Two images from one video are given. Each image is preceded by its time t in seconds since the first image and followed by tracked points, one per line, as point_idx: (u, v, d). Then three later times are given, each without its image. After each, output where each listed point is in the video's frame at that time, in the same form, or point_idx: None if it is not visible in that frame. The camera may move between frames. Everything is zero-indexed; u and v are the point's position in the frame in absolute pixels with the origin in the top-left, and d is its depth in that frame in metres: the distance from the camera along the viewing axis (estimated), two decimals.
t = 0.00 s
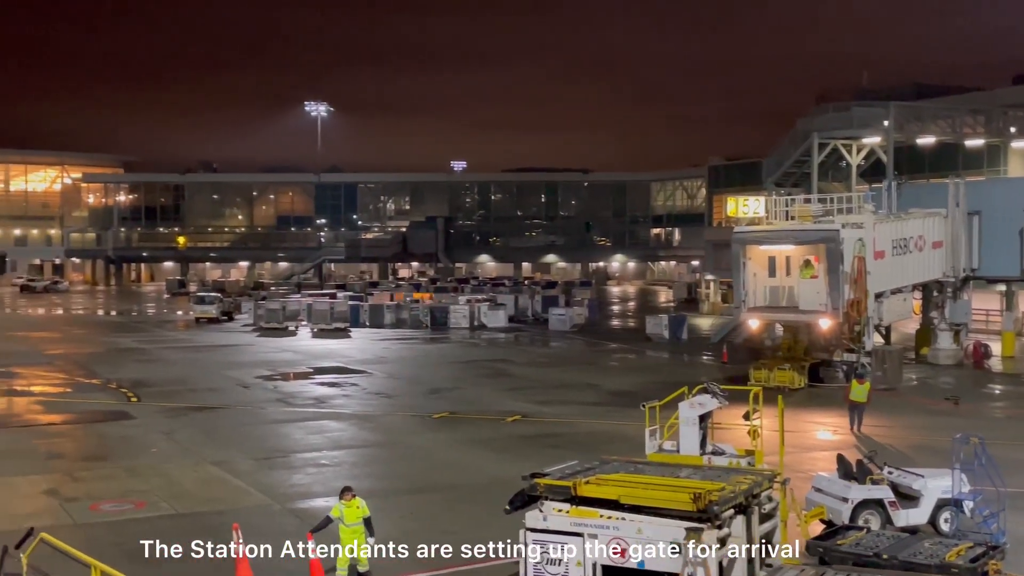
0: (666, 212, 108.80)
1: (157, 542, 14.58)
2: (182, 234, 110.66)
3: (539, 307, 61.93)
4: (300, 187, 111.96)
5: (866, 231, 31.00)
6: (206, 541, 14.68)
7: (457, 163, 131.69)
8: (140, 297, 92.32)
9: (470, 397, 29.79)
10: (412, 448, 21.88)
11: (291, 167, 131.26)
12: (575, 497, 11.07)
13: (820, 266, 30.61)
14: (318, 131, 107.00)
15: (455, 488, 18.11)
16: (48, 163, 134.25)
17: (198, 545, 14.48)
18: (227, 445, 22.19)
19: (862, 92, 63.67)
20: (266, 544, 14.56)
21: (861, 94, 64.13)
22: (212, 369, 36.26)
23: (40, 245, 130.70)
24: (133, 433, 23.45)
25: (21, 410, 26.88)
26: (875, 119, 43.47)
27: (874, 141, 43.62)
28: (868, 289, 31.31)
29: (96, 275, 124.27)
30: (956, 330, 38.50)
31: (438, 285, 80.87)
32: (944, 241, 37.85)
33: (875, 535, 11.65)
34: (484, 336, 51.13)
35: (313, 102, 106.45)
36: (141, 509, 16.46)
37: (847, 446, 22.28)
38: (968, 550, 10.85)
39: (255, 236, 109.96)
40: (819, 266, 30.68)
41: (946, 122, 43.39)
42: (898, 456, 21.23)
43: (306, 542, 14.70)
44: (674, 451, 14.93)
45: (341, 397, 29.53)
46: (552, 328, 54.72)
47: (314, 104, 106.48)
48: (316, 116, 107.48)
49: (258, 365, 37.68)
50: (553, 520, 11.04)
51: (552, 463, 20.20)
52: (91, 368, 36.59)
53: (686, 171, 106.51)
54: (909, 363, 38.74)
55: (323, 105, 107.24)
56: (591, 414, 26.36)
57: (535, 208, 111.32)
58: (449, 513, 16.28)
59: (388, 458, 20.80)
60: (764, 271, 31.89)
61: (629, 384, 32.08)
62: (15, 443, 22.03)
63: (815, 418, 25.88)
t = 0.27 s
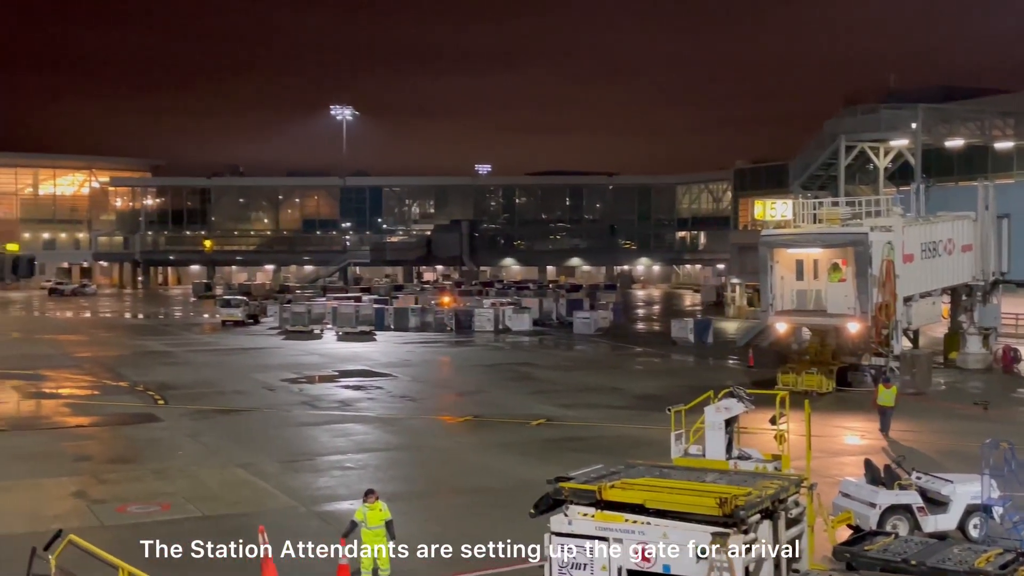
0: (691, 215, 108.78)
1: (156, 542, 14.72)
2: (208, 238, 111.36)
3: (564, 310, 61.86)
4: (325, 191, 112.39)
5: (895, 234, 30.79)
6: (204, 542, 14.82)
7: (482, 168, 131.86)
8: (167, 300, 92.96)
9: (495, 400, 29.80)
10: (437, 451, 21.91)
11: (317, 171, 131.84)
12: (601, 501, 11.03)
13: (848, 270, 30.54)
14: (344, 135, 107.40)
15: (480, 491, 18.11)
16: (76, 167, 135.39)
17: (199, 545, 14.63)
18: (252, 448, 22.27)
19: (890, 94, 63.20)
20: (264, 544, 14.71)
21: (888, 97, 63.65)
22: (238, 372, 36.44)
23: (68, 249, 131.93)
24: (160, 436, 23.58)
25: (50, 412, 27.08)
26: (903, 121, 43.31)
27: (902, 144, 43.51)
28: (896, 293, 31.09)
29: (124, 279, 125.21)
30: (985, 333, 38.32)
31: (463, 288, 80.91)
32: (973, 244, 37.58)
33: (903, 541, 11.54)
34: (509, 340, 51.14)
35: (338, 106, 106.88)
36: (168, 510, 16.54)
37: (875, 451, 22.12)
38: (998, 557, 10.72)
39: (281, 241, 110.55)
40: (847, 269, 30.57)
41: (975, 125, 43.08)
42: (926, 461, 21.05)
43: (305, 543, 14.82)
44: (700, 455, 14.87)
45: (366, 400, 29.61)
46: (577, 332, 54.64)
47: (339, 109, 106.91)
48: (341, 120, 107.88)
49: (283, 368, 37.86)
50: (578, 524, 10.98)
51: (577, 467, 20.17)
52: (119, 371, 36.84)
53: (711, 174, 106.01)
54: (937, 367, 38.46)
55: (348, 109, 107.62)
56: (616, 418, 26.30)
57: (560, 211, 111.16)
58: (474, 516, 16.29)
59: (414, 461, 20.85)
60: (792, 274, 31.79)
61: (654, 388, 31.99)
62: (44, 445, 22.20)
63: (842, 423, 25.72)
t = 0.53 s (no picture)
0: (716, 218, 108.66)
1: (155, 542, 14.88)
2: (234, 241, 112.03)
3: (588, 314, 61.77)
4: (351, 195, 112.80)
5: (923, 237, 30.61)
6: (203, 542, 14.93)
7: (507, 171, 132.05)
8: (193, 303, 93.56)
9: (519, 404, 29.80)
10: (461, 455, 21.94)
11: (342, 175, 132.25)
12: (625, 505, 11.02)
13: (876, 273, 30.43)
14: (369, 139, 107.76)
15: (504, 494, 18.12)
16: (105, 171, 136.49)
17: (198, 545, 14.75)
18: (278, 450, 22.36)
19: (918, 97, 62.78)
20: (265, 544, 14.88)
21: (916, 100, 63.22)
22: (264, 375, 36.59)
23: (96, 252, 132.95)
24: (188, 438, 23.72)
25: (78, 414, 27.29)
26: (931, 124, 43.07)
27: (930, 147, 43.25)
28: (925, 297, 30.89)
29: (151, 282, 126.14)
30: (1014, 338, 37.91)
31: (488, 292, 80.96)
32: (1001, 248, 37.32)
33: (931, 547, 11.46)
34: (533, 343, 51.12)
35: (364, 109, 107.24)
36: (195, 512, 16.64)
37: (902, 456, 21.98)
38: None
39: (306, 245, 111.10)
40: (875, 273, 30.51)
41: (1004, 127, 42.75)
42: (954, 467, 20.89)
43: (306, 542, 14.96)
44: (725, 460, 14.78)
45: (391, 403, 29.66)
46: (602, 336, 54.53)
47: (364, 112, 107.29)
48: (366, 123, 108.24)
49: (309, 371, 38.02)
50: (603, 528, 10.92)
51: (602, 471, 20.14)
52: (146, 373, 37.09)
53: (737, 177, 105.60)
54: (966, 371, 38.15)
55: (373, 113, 107.95)
56: (641, 422, 26.24)
57: (585, 214, 110.92)
58: (498, 520, 16.31)
59: (438, 464, 20.88)
60: (819, 277, 31.65)
61: (680, 392, 31.88)
62: (73, 448, 22.39)
63: (870, 428, 25.55)
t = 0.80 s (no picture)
0: (742, 222, 108.27)
1: (156, 542, 15.03)
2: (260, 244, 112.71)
3: (612, 318, 61.69)
4: (376, 198, 113.27)
5: (953, 241, 30.33)
6: (204, 542, 15.08)
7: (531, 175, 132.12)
8: (219, 306, 94.13)
9: (544, 407, 29.77)
10: (485, 458, 21.94)
11: (367, 178, 132.63)
12: (650, 510, 10.93)
13: (905, 277, 30.34)
14: (394, 142, 108.13)
15: (528, 498, 18.09)
16: (132, 175, 137.37)
17: (197, 546, 14.89)
18: (303, 453, 22.42)
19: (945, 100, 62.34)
20: (265, 544, 15.03)
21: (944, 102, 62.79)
22: (289, 378, 36.72)
23: (123, 256, 134.02)
24: (213, 441, 23.82)
25: (105, 417, 27.46)
26: (959, 127, 42.81)
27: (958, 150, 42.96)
28: (954, 300, 30.63)
29: (177, 285, 127.03)
30: None
31: (512, 296, 81.02)
32: None
33: (959, 553, 11.34)
34: (557, 347, 51.07)
35: (389, 113, 107.71)
36: (220, 515, 16.69)
37: (931, 461, 21.80)
38: None
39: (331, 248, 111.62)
40: (904, 277, 30.40)
41: None
42: (983, 472, 20.68)
43: (307, 542, 15.12)
44: (750, 465, 14.70)
45: (415, 406, 29.66)
46: (626, 339, 54.41)
47: (389, 116, 107.70)
48: (391, 127, 108.62)
49: (334, 374, 38.13)
50: (628, 532, 10.87)
51: (627, 475, 20.08)
52: (172, 376, 37.32)
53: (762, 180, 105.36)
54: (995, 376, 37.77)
55: (398, 117, 108.35)
56: (665, 426, 26.14)
57: (609, 218, 110.71)
58: (522, 523, 16.29)
59: (462, 468, 20.88)
60: (847, 281, 31.44)
61: (705, 397, 31.76)
62: (100, 449, 22.54)
63: (898, 433, 25.35)
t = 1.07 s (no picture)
0: (767, 225, 107.28)
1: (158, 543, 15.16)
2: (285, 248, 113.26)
3: (636, 322, 61.58)
4: (400, 202, 113.58)
5: (981, 245, 30.05)
6: (203, 542, 15.23)
7: (555, 178, 132.10)
8: (245, 310, 94.58)
9: (568, 411, 29.74)
10: (509, 462, 21.95)
11: (391, 182, 132.91)
12: (675, 514, 10.86)
13: (933, 282, 30.74)
14: (418, 146, 108.39)
15: (552, 502, 18.08)
16: (158, 179, 138.22)
17: (198, 546, 15.03)
18: (328, 456, 22.50)
19: (973, 103, 61.85)
20: (265, 544, 15.19)
21: (971, 104, 62.31)
22: (314, 382, 36.84)
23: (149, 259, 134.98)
24: (238, 444, 23.94)
25: (132, 419, 27.65)
26: (988, 131, 42.51)
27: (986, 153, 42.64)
28: (983, 304, 30.34)
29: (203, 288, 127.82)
30: None
31: (536, 299, 81.10)
32: None
33: (987, 559, 11.25)
34: (581, 351, 51.03)
35: (413, 117, 108.04)
36: (246, 517, 16.79)
37: (958, 467, 21.64)
38: None
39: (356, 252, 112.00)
40: (932, 281, 30.82)
41: None
42: (1011, 478, 20.51)
43: (306, 543, 15.29)
44: (776, 470, 14.63)
45: (439, 410, 29.68)
46: (651, 343, 54.32)
47: (413, 120, 107.98)
48: (416, 131, 108.92)
49: (358, 378, 38.22)
50: (652, 536, 10.84)
51: (651, 479, 20.04)
52: (198, 379, 37.52)
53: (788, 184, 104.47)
54: None
55: (422, 121, 108.60)
56: (690, 431, 26.06)
57: (633, 221, 110.36)
58: (545, 528, 16.30)
59: (486, 471, 20.89)
60: (874, 285, 31.84)
61: (729, 401, 31.64)
62: (127, 452, 22.70)
63: (925, 438, 25.16)
